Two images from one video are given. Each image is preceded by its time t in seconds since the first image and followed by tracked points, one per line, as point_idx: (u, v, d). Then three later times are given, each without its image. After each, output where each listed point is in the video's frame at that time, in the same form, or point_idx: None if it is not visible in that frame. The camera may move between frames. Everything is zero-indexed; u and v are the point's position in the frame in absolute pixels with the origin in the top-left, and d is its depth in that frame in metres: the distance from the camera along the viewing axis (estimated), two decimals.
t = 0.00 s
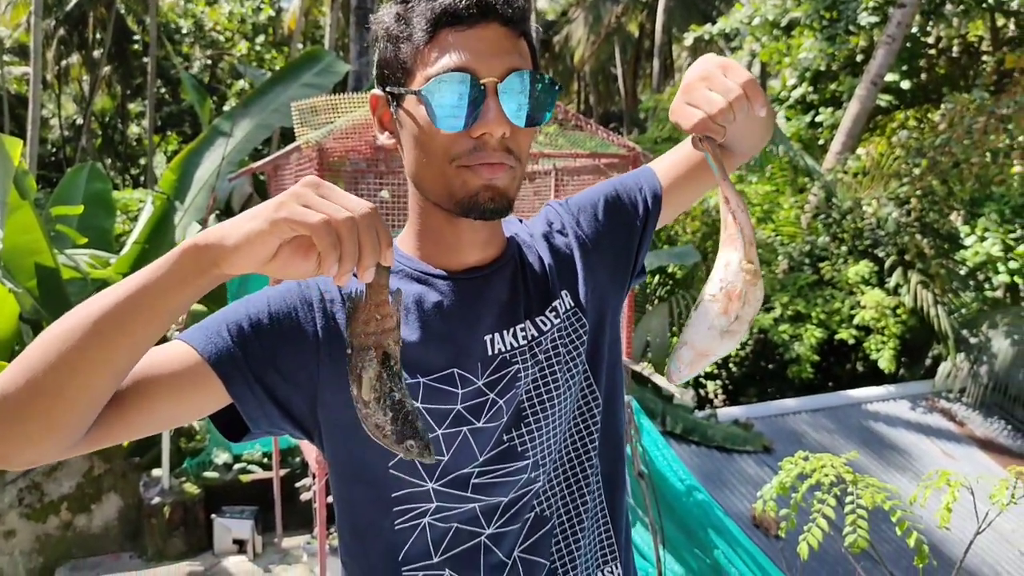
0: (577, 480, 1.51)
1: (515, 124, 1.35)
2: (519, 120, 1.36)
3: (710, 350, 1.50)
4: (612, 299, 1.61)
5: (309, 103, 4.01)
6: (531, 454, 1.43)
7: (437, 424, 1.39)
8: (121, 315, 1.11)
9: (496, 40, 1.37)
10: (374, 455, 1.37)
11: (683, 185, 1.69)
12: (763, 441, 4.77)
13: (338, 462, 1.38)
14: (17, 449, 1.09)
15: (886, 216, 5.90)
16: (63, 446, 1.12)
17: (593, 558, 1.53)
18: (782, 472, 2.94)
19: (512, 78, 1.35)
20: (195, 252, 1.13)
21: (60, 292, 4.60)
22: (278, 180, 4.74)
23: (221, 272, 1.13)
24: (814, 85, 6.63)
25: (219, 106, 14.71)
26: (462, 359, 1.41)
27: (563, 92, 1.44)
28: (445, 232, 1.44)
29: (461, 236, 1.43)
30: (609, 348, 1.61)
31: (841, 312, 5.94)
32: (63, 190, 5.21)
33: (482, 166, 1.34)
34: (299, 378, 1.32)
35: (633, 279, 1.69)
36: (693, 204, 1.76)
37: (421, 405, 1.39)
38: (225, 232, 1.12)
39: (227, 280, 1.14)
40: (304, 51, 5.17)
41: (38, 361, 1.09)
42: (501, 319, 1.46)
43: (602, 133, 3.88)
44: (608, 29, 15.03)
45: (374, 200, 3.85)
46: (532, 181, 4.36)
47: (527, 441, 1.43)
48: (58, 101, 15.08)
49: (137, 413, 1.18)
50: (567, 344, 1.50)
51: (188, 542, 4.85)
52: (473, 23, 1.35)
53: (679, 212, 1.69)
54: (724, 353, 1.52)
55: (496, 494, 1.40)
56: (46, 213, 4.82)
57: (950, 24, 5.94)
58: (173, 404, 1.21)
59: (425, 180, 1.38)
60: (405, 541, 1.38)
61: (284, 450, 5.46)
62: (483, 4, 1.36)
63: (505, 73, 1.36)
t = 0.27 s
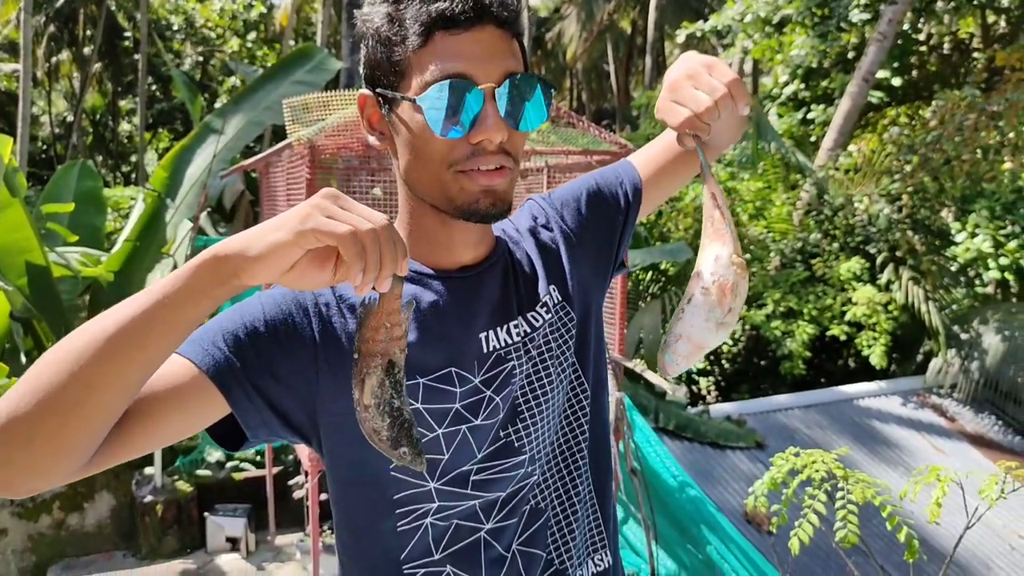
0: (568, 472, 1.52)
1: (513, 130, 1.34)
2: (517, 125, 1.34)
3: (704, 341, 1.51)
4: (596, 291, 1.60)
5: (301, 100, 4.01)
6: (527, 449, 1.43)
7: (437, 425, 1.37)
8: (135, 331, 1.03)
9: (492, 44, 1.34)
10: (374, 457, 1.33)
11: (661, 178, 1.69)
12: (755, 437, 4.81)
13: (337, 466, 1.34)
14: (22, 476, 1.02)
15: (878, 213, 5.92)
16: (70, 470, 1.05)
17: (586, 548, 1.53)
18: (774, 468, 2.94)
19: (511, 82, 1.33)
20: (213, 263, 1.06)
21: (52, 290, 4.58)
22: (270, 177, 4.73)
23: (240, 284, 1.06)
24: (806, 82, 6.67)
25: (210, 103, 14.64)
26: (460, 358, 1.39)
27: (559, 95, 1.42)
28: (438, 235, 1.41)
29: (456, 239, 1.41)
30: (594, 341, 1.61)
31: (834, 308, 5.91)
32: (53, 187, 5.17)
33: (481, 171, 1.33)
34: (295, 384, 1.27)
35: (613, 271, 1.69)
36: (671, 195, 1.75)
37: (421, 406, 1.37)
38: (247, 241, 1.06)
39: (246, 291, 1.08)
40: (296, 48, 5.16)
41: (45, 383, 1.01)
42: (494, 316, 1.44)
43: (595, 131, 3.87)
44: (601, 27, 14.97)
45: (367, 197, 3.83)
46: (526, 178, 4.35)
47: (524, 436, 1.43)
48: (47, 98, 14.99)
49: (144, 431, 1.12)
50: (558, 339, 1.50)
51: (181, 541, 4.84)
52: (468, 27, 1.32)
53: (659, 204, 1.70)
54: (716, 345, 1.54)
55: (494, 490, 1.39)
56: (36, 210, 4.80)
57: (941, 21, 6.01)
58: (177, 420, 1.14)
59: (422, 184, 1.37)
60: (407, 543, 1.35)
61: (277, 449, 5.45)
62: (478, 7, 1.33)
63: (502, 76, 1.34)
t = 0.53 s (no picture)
0: (562, 470, 1.52)
1: (499, 120, 1.32)
2: (504, 116, 1.32)
3: (659, 338, 1.52)
4: (588, 286, 1.60)
5: (298, 100, 3.99)
6: (525, 447, 1.42)
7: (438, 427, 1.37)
8: (143, 339, 1.01)
9: (478, 36, 1.32)
10: (373, 461, 1.31)
11: (649, 178, 1.70)
12: (753, 436, 4.81)
13: (338, 469, 1.32)
14: (28, 493, 0.98)
15: (874, 211, 5.95)
16: (78, 485, 1.02)
17: (579, 541, 1.54)
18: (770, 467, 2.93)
19: (497, 73, 1.31)
20: (221, 266, 1.03)
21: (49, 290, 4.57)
22: (266, 177, 4.74)
23: (250, 287, 1.04)
24: (802, 81, 6.67)
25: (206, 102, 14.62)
26: (460, 359, 1.38)
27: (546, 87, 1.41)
28: (431, 232, 1.39)
29: (450, 233, 1.38)
30: (587, 338, 1.60)
31: (831, 307, 5.91)
32: (48, 187, 5.13)
33: (468, 163, 1.30)
34: (296, 387, 1.24)
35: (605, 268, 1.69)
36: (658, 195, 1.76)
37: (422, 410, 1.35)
38: (257, 243, 1.03)
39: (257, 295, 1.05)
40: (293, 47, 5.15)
41: (51, 397, 0.98)
42: (493, 315, 1.43)
43: (592, 130, 3.86)
44: (598, 25, 14.98)
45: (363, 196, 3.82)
46: (523, 178, 4.34)
47: (522, 435, 1.42)
48: (43, 97, 14.96)
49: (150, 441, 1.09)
50: (553, 337, 1.49)
51: (177, 540, 4.84)
52: (453, 18, 1.30)
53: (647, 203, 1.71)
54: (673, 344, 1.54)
55: (493, 489, 1.39)
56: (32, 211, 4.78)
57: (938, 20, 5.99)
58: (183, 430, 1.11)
59: (411, 177, 1.34)
60: (407, 547, 1.34)
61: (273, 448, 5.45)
62: None
63: (488, 66, 1.32)
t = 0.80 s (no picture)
0: (552, 475, 1.50)
1: (494, 119, 1.30)
2: (500, 116, 1.30)
3: (663, 383, 1.43)
4: (579, 292, 1.59)
5: (298, 101, 3.99)
6: (515, 453, 1.41)
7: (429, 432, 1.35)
8: (150, 355, 0.98)
9: (475, 35, 1.31)
10: (365, 466, 1.29)
11: (639, 185, 1.69)
12: (752, 436, 4.82)
13: (328, 474, 1.29)
14: (17, 506, 0.95)
15: (873, 212, 5.93)
16: (68, 498, 0.98)
17: (568, 548, 1.51)
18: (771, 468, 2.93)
19: (493, 73, 1.30)
20: (234, 289, 1.01)
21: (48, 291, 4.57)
22: (266, 179, 4.74)
23: (260, 313, 1.02)
24: (802, 82, 6.68)
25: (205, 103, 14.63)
26: (454, 365, 1.38)
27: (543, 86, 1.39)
28: (426, 235, 1.38)
29: (444, 235, 1.38)
30: (578, 343, 1.59)
31: (830, 307, 5.91)
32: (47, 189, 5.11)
33: (463, 163, 1.28)
34: (291, 392, 1.22)
35: (597, 274, 1.68)
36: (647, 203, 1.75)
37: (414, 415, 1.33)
38: (272, 269, 1.01)
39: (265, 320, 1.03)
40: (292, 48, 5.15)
41: (50, 407, 0.94)
42: (487, 319, 1.42)
43: (592, 131, 3.86)
44: (597, 26, 14.99)
45: (363, 197, 3.83)
46: (523, 179, 4.34)
47: (512, 440, 1.41)
48: (43, 98, 14.97)
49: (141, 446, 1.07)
50: (545, 343, 1.48)
51: (177, 542, 4.84)
52: (449, 17, 1.30)
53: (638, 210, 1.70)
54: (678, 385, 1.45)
55: (482, 495, 1.38)
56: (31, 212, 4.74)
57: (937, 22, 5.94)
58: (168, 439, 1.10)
59: (404, 178, 1.32)
60: (396, 554, 1.32)
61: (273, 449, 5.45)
62: None
63: (484, 66, 1.30)
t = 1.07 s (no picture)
0: (545, 482, 1.51)
1: (482, 118, 1.30)
2: (488, 115, 1.31)
3: (660, 356, 1.50)
4: (568, 297, 1.59)
5: (298, 102, 3.98)
6: (508, 460, 1.41)
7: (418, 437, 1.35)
8: (148, 334, 0.97)
9: (462, 33, 1.32)
10: (352, 471, 1.29)
11: (633, 190, 1.69)
12: (753, 437, 4.81)
13: (315, 482, 1.29)
14: (6, 495, 0.91)
15: (873, 212, 5.88)
16: (58, 486, 0.96)
17: (563, 557, 1.53)
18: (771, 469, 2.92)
19: (481, 73, 1.30)
20: (232, 267, 1.02)
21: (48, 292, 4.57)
22: (265, 179, 4.74)
23: (257, 292, 1.03)
24: (801, 82, 6.69)
25: (205, 104, 14.63)
26: (444, 369, 1.36)
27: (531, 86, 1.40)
28: (414, 236, 1.37)
29: (433, 236, 1.37)
30: (568, 348, 1.60)
31: (831, 308, 5.90)
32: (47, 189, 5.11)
33: (450, 162, 1.28)
34: (278, 395, 1.22)
35: (586, 280, 1.68)
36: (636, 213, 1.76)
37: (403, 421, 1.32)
38: (270, 246, 1.02)
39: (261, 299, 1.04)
40: (292, 48, 5.15)
41: (43, 391, 0.92)
42: (476, 322, 1.41)
43: (592, 132, 3.86)
44: (598, 27, 14.98)
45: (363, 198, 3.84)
46: (523, 179, 4.35)
47: (504, 447, 1.41)
48: (43, 99, 14.97)
49: (124, 439, 1.04)
50: (535, 348, 1.48)
51: (177, 543, 4.84)
52: (436, 15, 1.29)
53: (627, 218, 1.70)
54: (672, 360, 1.51)
55: (474, 503, 1.37)
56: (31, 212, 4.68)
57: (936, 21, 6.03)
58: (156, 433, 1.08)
59: (391, 177, 1.31)
60: (385, 562, 1.31)
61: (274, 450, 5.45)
62: None
63: (471, 65, 1.31)
